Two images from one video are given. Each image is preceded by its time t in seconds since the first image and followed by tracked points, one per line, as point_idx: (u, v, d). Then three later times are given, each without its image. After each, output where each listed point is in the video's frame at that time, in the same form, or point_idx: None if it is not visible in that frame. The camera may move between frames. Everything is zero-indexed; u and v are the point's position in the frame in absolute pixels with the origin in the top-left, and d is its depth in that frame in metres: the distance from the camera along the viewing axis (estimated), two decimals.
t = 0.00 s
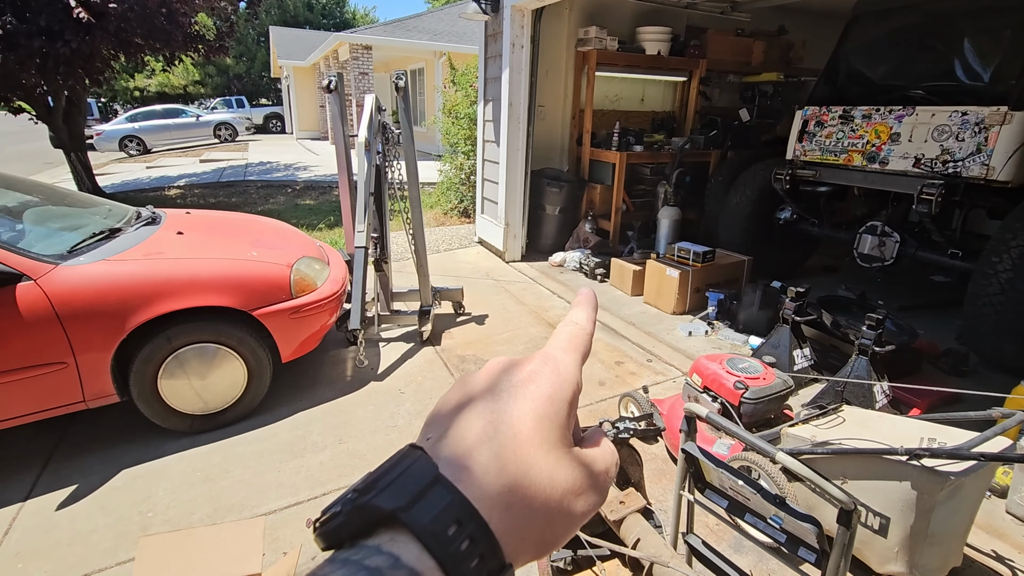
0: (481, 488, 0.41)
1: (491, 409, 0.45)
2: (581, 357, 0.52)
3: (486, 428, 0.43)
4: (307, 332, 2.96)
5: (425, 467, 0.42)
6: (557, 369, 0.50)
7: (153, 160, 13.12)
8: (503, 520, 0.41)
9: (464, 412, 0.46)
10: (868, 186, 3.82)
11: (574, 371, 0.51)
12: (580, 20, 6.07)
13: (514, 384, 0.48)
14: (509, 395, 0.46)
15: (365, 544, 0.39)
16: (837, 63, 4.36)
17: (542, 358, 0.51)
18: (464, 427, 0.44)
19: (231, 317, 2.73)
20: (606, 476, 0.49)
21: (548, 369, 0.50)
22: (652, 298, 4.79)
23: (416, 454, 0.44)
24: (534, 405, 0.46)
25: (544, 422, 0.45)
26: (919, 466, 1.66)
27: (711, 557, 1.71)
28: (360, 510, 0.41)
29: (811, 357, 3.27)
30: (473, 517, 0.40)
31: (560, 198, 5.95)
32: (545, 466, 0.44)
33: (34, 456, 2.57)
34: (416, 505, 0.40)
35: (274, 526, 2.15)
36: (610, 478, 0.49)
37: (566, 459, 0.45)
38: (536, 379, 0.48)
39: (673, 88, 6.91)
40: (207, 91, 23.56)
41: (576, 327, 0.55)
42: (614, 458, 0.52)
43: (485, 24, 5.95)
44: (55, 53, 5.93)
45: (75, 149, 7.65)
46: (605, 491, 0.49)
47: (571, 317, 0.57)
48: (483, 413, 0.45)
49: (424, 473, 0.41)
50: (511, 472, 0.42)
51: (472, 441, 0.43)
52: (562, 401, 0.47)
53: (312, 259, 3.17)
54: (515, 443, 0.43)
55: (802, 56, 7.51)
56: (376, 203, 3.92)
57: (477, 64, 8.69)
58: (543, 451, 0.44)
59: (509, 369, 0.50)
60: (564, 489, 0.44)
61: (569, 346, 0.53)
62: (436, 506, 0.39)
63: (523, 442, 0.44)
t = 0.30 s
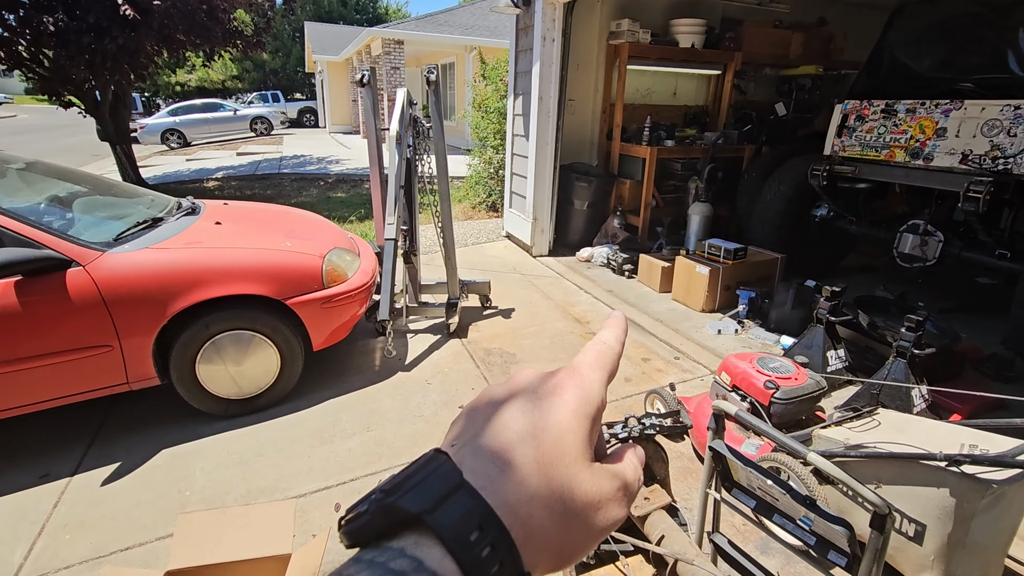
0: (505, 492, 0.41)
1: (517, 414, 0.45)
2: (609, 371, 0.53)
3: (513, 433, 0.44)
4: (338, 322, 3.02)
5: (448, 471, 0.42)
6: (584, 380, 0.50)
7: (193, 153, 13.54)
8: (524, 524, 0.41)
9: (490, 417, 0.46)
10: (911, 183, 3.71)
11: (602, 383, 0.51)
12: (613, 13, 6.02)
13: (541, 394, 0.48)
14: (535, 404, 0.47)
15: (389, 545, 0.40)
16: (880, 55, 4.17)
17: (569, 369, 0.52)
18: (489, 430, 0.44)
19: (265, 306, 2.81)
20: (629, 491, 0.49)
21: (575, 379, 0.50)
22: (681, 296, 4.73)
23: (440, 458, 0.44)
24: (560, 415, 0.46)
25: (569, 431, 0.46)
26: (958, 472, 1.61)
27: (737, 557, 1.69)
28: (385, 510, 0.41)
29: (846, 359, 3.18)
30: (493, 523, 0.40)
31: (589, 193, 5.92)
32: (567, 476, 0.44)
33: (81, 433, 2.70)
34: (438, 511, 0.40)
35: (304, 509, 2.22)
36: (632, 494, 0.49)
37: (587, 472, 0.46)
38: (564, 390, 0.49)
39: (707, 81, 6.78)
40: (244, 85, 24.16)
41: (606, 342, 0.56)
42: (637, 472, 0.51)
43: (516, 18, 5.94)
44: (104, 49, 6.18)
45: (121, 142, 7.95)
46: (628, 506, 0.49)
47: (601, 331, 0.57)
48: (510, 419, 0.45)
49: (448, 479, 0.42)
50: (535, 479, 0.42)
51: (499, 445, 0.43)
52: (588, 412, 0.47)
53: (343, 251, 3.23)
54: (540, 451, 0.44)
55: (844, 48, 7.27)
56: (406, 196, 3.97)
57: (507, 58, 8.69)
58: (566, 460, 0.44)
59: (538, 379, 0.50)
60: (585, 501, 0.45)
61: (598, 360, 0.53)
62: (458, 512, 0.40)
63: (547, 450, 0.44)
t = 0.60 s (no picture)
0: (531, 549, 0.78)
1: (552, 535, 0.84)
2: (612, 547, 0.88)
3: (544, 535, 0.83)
4: (375, 310, 3.08)
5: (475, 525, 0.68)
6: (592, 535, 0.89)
7: (238, 146, 13.97)
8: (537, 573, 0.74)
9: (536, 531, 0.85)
10: (971, 181, 3.55)
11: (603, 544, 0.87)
12: (653, 5, 5.96)
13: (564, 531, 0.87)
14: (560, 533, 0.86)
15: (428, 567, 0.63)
16: (938, 46, 3.97)
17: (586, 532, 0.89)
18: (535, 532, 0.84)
19: (307, 293, 2.88)
20: None
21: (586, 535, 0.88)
22: (718, 293, 4.63)
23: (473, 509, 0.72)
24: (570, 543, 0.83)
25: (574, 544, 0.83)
26: (1017, 484, 1.53)
27: (775, 559, 1.64)
28: (421, 540, 0.67)
29: (894, 361, 3.06)
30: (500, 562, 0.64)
31: (625, 187, 5.84)
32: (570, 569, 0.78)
33: (133, 411, 2.83)
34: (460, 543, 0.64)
35: (342, 490, 2.28)
36: None
37: None
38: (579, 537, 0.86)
39: (750, 73, 6.60)
40: (287, 80, 24.75)
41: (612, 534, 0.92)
42: None
43: (556, 11, 5.90)
44: (157, 45, 6.43)
45: (171, 134, 8.26)
46: None
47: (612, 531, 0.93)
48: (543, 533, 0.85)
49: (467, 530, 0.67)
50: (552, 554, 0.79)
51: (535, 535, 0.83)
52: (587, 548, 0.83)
53: (381, 241, 3.29)
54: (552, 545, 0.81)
55: (899, 38, 6.94)
56: (443, 188, 4.00)
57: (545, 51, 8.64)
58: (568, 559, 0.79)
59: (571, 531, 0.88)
60: None
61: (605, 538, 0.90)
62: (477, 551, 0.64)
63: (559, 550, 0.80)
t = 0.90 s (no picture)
0: (461, 491, 0.54)
1: (447, 442, 0.60)
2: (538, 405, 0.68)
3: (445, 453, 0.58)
4: (411, 301, 3.13)
5: (361, 471, 0.53)
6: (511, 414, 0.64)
7: (280, 139, 14.34)
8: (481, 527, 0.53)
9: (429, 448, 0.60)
10: None
11: (526, 413, 0.65)
12: None
13: (470, 426, 0.62)
14: (458, 434, 0.61)
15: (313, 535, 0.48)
16: (1003, 36, 3.74)
17: (491, 409, 0.65)
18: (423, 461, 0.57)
19: (346, 282, 2.95)
20: (590, 479, 0.63)
21: (500, 414, 0.64)
22: (757, 292, 4.52)
23: (362, 463, 0.54)
24: (487, 441, 0.60)
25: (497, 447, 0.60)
26: None
27: (813, 563, 1.60)
28: (301, 503, 0.51)
29: (944, 367, 2.95)
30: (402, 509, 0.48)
31: (662, 182, 5.74)
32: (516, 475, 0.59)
33: (182, 391, 2.96)
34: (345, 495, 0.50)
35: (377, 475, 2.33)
36: (593, 484, 0.63)
37: (541, 474, 0.60)
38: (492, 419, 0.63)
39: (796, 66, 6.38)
40: (327, 75, 25.24)
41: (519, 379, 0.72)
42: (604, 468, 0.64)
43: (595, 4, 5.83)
44: (206, 40, 6.65)
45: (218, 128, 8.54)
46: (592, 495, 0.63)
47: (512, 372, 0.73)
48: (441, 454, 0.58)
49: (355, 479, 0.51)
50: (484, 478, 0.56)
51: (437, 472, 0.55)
52: (516, 434, 0.62)
53: (418, 233, 3.34)
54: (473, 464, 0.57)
55: (960, 27, 6.56)
56: (479, 182, 4.01)
57: (583, 45, 8.56)
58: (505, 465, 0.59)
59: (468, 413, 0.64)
60: (536, 490, 0.58)
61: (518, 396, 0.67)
62: (365, 496, 0.49)
63: (484, 457, 0.58)
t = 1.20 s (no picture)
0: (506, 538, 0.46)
1: (493, 478, 0.53)
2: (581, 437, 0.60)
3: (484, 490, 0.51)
4: (445, 294, 3.17)
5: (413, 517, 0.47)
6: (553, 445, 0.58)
7: (316, 133, 14.64)
8: None
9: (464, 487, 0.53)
10: None
11: (571, 447, 0.58)
12: None
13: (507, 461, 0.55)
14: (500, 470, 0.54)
15: None
16: None
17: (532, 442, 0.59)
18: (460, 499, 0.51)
19: (382, 274, 3.01)
20: (658, 526, 0.53)
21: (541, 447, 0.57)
22: (795, 293, 4.40)
23: (412, 508, 0.49)
24: (531, 477, 0.53)
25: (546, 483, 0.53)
26: None
27: (852, 569, 1.56)
28: (359, 550, 0.45)
29: (995, 376, 2.82)
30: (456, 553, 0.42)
31: (698, 179, 5.64)
32: (567, 519, 0.51)
33: (225, 376, 3.07)
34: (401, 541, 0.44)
35: (411, 464, 2.38)
36: (663, 531, 0.53)
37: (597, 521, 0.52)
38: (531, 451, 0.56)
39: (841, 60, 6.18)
40: (362, 70, 25.62)
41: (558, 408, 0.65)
42: (676, 513, 0.54)
43: None
44: (249, 36, 6.83)
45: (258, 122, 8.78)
46: (660, 544, 0.54)
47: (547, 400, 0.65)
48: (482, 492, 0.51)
49: (410, 524, 0.46)
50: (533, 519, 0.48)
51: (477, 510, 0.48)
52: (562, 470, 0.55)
53: (453, 227, 3.37)
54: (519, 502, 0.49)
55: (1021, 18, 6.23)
56: (513, 176, 4.02)
57: (619, 38, 8.46)
58: (554, 506, 0.51)
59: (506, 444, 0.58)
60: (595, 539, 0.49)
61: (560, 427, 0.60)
62: (423, 545, 0.43)
63: (531, 496, 0.51)
